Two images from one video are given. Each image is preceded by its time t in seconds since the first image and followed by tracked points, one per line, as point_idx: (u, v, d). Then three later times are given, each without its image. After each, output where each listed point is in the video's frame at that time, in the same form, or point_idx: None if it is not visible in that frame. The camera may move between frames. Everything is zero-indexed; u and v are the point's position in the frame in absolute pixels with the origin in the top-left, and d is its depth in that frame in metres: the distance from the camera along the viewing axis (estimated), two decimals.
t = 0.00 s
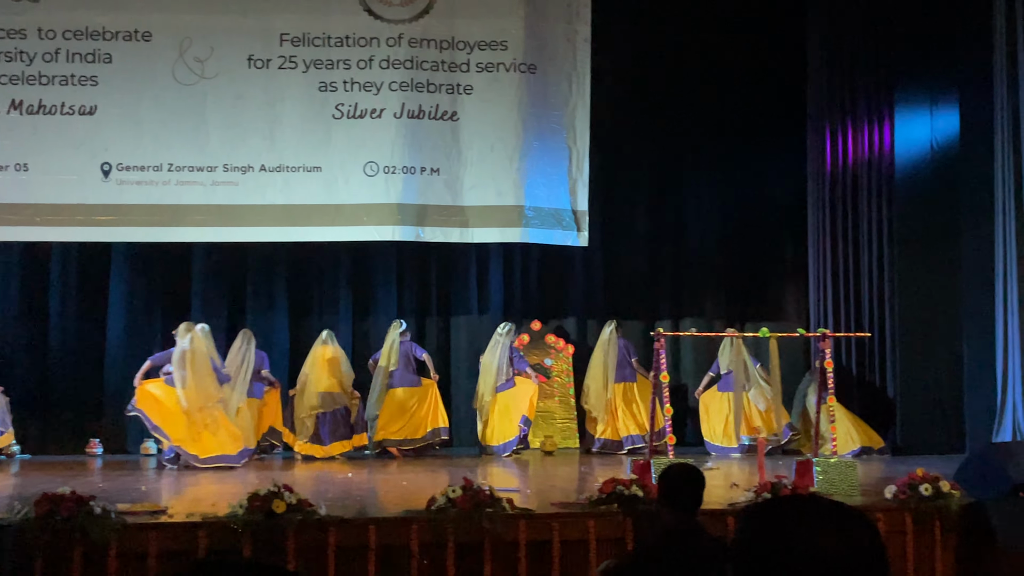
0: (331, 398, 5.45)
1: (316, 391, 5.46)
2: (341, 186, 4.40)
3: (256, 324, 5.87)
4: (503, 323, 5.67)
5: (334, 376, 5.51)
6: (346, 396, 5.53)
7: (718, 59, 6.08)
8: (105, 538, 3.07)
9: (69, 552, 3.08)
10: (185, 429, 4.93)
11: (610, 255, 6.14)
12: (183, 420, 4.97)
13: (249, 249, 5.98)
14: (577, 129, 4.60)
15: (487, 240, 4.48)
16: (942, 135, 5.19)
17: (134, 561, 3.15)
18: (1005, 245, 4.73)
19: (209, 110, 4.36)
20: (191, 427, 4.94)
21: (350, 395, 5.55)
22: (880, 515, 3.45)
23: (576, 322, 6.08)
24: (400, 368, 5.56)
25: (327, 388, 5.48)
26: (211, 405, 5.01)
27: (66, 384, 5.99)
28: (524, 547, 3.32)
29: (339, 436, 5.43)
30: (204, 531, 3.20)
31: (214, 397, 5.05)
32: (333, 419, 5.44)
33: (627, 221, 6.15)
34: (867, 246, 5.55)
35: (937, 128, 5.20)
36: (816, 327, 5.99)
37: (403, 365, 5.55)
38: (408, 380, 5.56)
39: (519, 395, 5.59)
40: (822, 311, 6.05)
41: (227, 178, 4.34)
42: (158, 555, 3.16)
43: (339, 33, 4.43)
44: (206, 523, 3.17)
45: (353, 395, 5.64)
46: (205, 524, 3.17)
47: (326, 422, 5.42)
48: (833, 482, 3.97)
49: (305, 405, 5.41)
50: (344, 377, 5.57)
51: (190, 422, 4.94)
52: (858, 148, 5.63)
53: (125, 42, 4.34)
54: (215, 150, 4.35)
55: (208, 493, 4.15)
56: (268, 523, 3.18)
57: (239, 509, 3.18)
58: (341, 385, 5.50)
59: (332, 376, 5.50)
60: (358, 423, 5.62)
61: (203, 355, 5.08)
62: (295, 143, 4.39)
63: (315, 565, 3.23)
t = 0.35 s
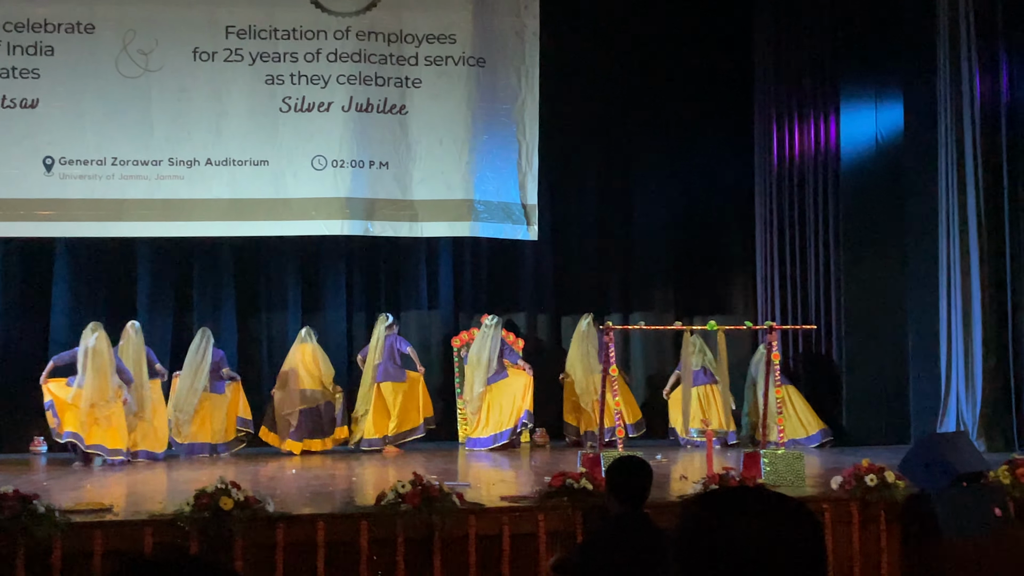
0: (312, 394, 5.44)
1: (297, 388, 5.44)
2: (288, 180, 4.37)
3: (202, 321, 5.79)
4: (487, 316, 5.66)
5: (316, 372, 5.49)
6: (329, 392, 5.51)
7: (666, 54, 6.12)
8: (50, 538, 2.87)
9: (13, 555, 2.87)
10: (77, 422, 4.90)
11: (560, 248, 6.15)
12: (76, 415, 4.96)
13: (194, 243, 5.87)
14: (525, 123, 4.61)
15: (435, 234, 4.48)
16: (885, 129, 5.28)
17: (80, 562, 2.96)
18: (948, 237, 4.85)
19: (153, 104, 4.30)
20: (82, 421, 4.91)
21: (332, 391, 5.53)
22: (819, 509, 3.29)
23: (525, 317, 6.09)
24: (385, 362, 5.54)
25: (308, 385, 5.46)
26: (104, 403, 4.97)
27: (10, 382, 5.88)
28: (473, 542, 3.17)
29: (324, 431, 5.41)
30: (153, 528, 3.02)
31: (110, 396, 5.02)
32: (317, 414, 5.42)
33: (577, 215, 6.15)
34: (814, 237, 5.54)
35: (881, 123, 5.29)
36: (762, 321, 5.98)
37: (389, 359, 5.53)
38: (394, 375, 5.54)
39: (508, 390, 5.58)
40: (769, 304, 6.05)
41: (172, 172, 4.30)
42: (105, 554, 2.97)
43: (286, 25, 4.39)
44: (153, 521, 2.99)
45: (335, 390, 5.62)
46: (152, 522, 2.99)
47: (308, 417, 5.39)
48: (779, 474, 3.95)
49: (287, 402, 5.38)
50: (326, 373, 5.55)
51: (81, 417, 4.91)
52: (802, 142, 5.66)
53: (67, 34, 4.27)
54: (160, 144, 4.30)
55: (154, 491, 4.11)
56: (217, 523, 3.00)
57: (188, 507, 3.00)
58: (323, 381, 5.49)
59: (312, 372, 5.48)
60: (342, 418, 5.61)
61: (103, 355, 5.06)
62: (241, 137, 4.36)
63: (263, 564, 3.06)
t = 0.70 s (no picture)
0: (305, 390, 5.39)
1: (290, 383, 5.39)
2: (245, 175, 4.34)
3: (159, 318, 5.74)
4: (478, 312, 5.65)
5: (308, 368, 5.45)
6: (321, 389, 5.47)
7: (624, 49, 6.13)
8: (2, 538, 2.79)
9: None
10: None
11: (520, 244, 6.15)
12: None
13: (150, 240, 5.80)
14: (483, 118, 4.61)
15: (393, 229, 4.46)
16: (841, 124, 5.35)
17: (34, 562, 2.86)
18: (903, 232, 4.90)
19: (107, 99, 4.26)
20: None
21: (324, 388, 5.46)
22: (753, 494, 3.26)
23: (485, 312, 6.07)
24: (377, 357, 5.49)
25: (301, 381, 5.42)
26: (22, 400, 4.97)
27: None
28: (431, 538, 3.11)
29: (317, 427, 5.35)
30: (107, 526, 2.95)
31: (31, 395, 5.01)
32: (311, 410, 5.37)
33: (536, 211, 6.15)
34: (772, 232, 5.56)
35: (835, 119, 5.37)
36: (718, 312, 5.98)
37: (381, 354, 5.48)
38: (385, 370, 5.47)
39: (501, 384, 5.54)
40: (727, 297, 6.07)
41: (126, 167, 4.26)
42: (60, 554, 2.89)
43: (241, 20, 4.36)
44: (108, 519, 2.93)
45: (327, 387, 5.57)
46: (106, 521, 2.93)
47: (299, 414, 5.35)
48: (737, 467, 3.96)
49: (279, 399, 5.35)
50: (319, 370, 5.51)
51: None
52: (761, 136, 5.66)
53: (19, 29, 4.23)
54: (114, 139, 4.26)
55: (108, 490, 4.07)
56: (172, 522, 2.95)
57: (142, 506, 2.95)
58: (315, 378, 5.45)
59: (305, 369, 5.43)
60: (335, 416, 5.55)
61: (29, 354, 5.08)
62: (196, 132, 4.32)
63: (219, 563, 2.99)
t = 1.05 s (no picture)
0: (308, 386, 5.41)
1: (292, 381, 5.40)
2: (212, 173, 4.31)
3: (126, 317, 5.70)
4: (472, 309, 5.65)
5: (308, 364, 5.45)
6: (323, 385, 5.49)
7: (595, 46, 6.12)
8: None
9: None
10: None
11: (489, 241, 6.15)
12: None
13: (117, 237, 5.75)
14: (452, 115, 4.60)
15: (362, 227, 4.45)
16: (807, 122, 5.32)
17: None
18: (869, 229, 4.93)
19: (71, 96, 4.22)
20: None
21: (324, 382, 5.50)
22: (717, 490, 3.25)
23: (454, 310, 6.06)
24: (377, 354, 5.48)
25: (302, 377, 5.44)
26: None
27: None
28: (400, 535, 3.09)
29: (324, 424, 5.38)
30: (72, 527, 2.93)
31: None
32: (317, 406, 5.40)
33: (506, 208, 6.16)
34: (741, 229, 5.59)
35: (802, 115, 5.34)
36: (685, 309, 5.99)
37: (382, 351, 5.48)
38: (386, 366, 5.46)
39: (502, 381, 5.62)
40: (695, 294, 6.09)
41: (91, 165, 4.23)
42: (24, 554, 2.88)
43: (207, 16, 4.33)
44: (73, 519, 2.92)
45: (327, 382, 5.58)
46: (71, 520, 2.92)
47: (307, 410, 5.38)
48: (704, 463, 3.98)
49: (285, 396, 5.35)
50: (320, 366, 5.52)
51: None
52: (729, 133, 5.69)
53: None
54: (79, 136, 4.23)
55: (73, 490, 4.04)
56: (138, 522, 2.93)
57: (109, 506, 2.93)
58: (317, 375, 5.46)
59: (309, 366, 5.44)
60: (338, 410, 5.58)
61: None
62: (162, 129, 4.30)
63: (185, 562, 2.97)
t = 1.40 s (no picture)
0: (329, 384, 5.46)
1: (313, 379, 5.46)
2: (193, 170, 4.30)
3: (107, 315, 5.67)
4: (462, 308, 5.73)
5: (327, 362, 5.51)
6: (343, 383, 5.54)
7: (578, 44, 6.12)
8: None
9: None
10: None
11: (473, 240, 6.13)
12: None
13: (98, 235, 5.72)
14: (434, 113, 4.59)
15: (344, 225, 4.43)
16: (789, 119, 5.38)
17: None
18: (852, 227, 4.95)
19: (51, 93, 4.20)
20: None
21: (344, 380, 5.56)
22: (700, 487, 3.24)
23: (437, 309, 6.05)
24: (392, 351, 5.55)
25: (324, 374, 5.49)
26: None
27: None
28: (382, 534, 3.08)
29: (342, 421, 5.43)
30: (52, 526, 2.90)
31: None
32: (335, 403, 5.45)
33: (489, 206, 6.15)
34: (723, 227, 5.60)
35: (785, 114, 5.38)
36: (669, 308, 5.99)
37: (396, 349, 5.55)
38: (400, 364, 5.55)
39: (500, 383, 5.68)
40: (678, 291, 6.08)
41: (72, 162, 4.20)
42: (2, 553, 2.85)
43: (188, 12, 4.30)
44: (54, 518, 2.88)
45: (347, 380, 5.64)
46: (52, 519, 2.88)
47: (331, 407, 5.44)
48: (688, 460, 3.98)
49: (304, 393, 5.40)
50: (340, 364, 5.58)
51: None
52: (712, 131, 5.69)
53: None
54: (60, 132, 4.20)
55: (54, 489, 4.01)
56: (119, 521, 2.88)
57: (89, 505, 2.89)
58: (337, 372, 5.52)
59: (328, 364, 5.51)
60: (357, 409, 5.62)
61: None
62: (143, 126, 4.28)
63: (167, 561, 2.95)
